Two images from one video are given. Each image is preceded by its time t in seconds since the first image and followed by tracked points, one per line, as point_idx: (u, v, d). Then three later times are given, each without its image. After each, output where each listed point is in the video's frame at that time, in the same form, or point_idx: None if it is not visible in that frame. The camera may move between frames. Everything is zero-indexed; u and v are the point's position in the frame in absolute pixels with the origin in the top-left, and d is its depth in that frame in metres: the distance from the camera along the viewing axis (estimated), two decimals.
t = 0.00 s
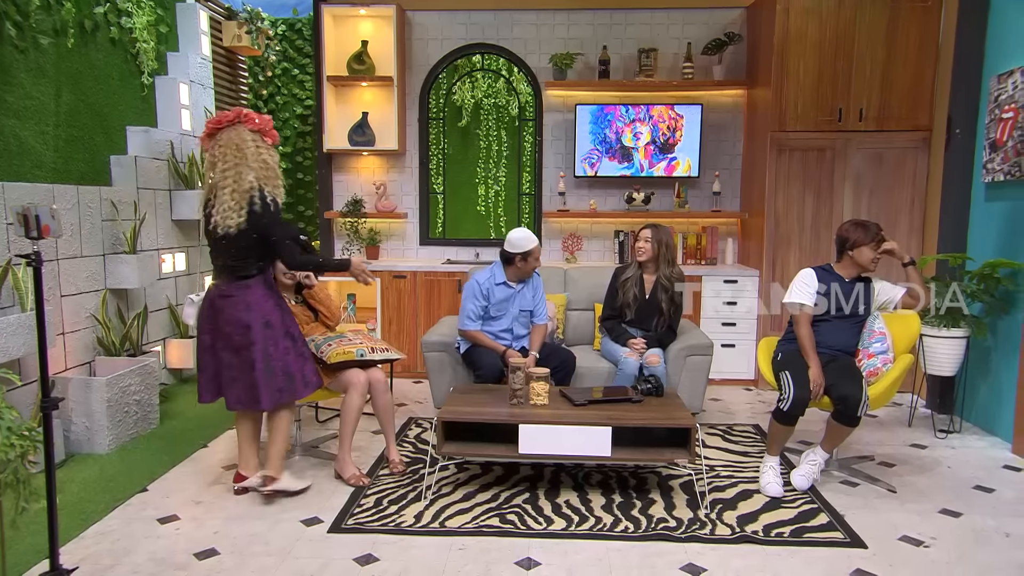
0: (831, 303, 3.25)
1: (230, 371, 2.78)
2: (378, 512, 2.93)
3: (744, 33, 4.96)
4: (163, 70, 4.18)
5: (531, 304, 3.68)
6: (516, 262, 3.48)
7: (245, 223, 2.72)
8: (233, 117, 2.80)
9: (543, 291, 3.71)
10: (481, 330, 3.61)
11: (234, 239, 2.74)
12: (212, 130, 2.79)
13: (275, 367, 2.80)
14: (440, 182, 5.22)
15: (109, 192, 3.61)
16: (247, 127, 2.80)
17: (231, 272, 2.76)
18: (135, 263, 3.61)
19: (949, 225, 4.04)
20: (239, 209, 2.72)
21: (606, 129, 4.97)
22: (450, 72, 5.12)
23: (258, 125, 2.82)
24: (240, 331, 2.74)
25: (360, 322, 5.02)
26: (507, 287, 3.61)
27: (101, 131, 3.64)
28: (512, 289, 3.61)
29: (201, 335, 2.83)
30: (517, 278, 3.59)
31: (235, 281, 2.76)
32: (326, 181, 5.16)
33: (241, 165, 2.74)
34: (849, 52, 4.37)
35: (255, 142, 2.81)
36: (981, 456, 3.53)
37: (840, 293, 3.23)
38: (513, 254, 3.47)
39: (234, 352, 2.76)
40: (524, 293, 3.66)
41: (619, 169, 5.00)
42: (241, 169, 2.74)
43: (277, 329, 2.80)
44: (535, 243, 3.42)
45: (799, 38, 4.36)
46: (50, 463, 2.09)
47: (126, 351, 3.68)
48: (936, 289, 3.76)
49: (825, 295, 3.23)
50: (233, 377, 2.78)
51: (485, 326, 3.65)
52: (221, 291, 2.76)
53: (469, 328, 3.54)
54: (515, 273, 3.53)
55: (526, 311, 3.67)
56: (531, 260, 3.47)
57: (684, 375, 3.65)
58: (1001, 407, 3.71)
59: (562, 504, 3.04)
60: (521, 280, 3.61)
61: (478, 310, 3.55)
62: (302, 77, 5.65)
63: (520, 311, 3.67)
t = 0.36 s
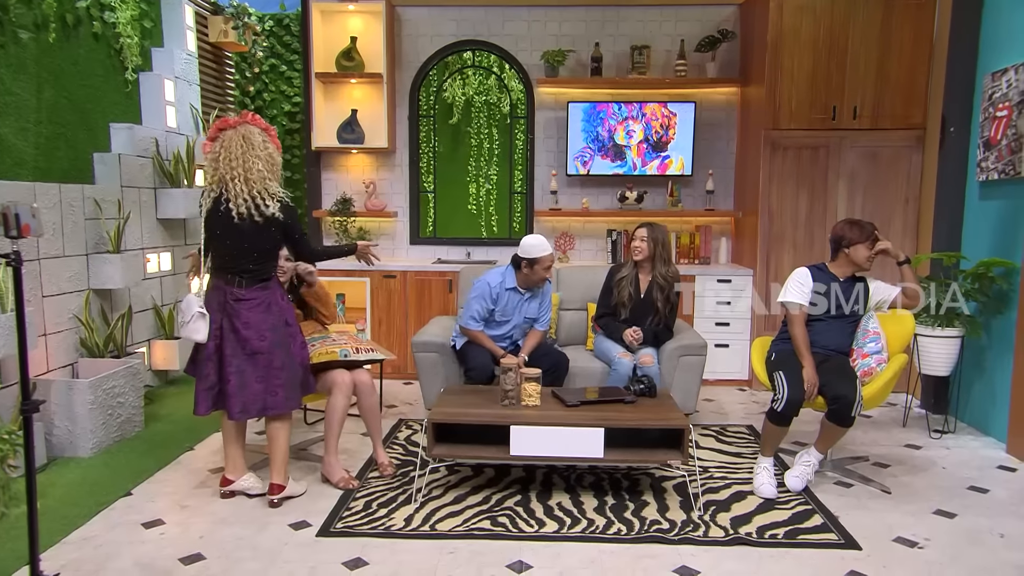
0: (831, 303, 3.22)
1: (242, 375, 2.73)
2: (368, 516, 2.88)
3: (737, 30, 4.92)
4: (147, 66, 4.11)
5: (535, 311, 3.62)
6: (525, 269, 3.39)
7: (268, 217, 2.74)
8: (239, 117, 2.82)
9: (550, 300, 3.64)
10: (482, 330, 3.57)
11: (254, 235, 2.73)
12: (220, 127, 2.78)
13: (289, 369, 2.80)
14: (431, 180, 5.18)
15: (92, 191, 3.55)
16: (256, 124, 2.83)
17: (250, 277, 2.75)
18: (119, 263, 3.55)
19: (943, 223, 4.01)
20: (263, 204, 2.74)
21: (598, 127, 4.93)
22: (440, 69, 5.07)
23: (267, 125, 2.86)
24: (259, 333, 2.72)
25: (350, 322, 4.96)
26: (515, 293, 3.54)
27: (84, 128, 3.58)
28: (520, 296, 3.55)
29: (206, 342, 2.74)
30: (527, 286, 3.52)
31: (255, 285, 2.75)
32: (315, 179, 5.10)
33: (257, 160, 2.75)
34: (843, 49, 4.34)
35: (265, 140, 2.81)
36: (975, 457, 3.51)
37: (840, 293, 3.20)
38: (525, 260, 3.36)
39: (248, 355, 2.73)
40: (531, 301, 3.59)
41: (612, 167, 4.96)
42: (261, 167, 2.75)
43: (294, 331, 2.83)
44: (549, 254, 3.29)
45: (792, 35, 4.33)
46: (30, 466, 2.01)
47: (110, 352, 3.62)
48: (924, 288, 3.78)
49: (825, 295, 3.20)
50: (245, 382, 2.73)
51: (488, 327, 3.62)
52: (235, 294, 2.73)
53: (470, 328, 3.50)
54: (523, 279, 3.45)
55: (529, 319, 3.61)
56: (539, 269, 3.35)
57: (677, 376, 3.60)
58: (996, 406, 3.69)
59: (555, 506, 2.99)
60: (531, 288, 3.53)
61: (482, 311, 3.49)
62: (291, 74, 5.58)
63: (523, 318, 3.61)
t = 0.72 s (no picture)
0: (831, 303, 3.18)
1: (238, 374, 2.68)
2: (360, 519, 2.83)
3: (734, 27, 4.88)
4: (136, 63, 4.06)
5: (534, 308, 3.64)
6: (510, 263, 3.45)
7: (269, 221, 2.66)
8: (250, 111, 2.74)
9: (552, 297, 3.65)
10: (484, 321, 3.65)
11: (254, 233, 2.66)
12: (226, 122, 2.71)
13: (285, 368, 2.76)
14: (425, 179, 5.13)
15: (80, 189, 3.50)
16: (264, 121, 2.75)
17: (249, 273, 2.70)
18: (108, 262, 3.49)
19: (943, 222, 3.98)
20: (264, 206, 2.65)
21: (594, 125, 4.88)
22: (434, 66, 5.02)
23: (277, 122, 2.78)
24: (256, 331, 2.68)
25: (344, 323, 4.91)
26: (509, 289, 3.58)
27: (71, 125, 3.54)
28: (515, 292, 3.58)
29: (202, 342, 2.67)
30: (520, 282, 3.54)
31: (253, 281, 2.70)
32: (307, 177, 5.04)
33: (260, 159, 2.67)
34: (841, 46, 4.30)
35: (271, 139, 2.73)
36: (975, 458, 3.48)
37: (840, 293, 3.16)
38: (512, 254, 3.42)
39: (244, 354, 2.68)
40: (529, 297, 3.61)
41: (608, 166, 4.92)
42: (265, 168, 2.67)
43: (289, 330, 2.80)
44: (531, 250, 3.32)
45: (790, 32, 4.29)
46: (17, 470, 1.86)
47: (98, 353, 3.57)
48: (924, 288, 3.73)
49: (825, 295, 3.16)
50: (240, 381, 2.68)
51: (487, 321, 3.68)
52: (234, 292, 2.67)
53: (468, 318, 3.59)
54: (512, 274, 3.49)
55: (528, 315, 3.64)
56: (521, 264, 3.40)
57: (674, 376, 3.58)
58: (996, 406, 3.66)
59: (550, 509, 2.95)
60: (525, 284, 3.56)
61: (477, 304, 3.57)
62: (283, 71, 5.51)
63: (521, 314, 3.64)
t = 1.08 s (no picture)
0: (831, 303, 3.18)
1: (203, 368, 2.64)
2: (358, 519, 2.83)
3: (732, 27, 4.89)
4: (133, 62, 4.05)
5: (534, 300, 3.74)
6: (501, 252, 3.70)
7: (222, 233, 2.65)
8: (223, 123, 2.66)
9: (550, 291, 3.75)
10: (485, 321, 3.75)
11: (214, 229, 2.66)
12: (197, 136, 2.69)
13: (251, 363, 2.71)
14: (423, 179, 5.13)
15: (77, 188, 3.49)
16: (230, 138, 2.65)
17: (214, 267, 2.70)
18: (105, 262, 3.49)
19: (940, 222, 3.98)
20: (217, 220, 2.63)
21: (592, 125, 4.89)
22: (432, 66, 5.02)
23: (241, 139, 2.65)
24: (219, 326, 2.64)
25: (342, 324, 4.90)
26: (504, 281, 3.74)
27: (68, 125, 3.54)
28: (509, 284, 3.73)
29: (165, 337, 2.65)
30: (513, 271, 3.71)
31: (218, 277, 2.69)
32: (305, 177, 5.04)
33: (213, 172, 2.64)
34: (838, 46, 4.31)
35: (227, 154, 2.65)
36: (972, 458, 3.48)
37: (840, 293, 3.17)
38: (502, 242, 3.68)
39: (209, 349, 2.64)
40: (526, 289, 3.73)
41: (606, 166, 4.92)
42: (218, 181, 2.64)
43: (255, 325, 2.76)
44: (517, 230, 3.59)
45: (787, 32, 4.30)
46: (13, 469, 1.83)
47: (96, 354, 3.57)
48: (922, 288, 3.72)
49: (825, 295, 3.17)
50: (206, 375, 2.64)
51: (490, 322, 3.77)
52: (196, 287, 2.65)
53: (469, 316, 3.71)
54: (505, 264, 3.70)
55: (528, 310, 3.72)
56: (507, 249, 3.62)
57: (672, 376, 3.59)
58: (993, 406, 3.66)
59: (548, 509, 2.95)
60: (518, 274, 3.73)
61: (476, 300, 3.74)
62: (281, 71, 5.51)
63: (521, 309, 3.73)
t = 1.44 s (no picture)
0: (831, 303, 3.18)
1: (158, 375, 2.63)
2: (356, 520, 2.83)
3: (730, 29, 4.89)
4: (131, 64, 4.05)
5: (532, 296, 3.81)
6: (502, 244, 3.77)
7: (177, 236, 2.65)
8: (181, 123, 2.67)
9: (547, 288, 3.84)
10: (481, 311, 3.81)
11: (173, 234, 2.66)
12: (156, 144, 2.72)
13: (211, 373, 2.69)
14: (420, 181, 5.12)
15: (73, 190, 3.49)
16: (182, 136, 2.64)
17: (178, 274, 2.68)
18: (102, 264, 3.47)
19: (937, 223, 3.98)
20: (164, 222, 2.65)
21: (590, 126, 4.89)
22: (430, 67, 5.02)
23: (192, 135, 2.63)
24: (180, 334, 2.64)
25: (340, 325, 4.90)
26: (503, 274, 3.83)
27: (65, 126, 3.53)
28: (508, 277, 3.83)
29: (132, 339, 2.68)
30: (512, 264, 3.81)
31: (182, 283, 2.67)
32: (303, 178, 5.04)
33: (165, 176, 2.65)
34: (836, 48, 4.32)
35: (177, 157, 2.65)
36: (969, 458, 3.49)
37: (840, 293, 3.16)
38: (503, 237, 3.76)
39: (167, 356, 2.64)
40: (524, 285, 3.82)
41: (603, 167, 4.93)
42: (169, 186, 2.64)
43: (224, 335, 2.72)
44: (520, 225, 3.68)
45: (784, 34, 4.31)
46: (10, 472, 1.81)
47: (93, 356, 3.57)
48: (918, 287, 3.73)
49: (825, 295, 3.16)
50: (159, 382, 2.63)
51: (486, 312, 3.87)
52: (164, 292, 2.65)
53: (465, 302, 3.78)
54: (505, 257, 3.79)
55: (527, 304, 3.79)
56: (509, 242, 3.70)
57: (670, 377, 3.61)
58: (990, 406, 3.67)
59: (546, 510, 2.95)
60: (516, 267, 3.83)
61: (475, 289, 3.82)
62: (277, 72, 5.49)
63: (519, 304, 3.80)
